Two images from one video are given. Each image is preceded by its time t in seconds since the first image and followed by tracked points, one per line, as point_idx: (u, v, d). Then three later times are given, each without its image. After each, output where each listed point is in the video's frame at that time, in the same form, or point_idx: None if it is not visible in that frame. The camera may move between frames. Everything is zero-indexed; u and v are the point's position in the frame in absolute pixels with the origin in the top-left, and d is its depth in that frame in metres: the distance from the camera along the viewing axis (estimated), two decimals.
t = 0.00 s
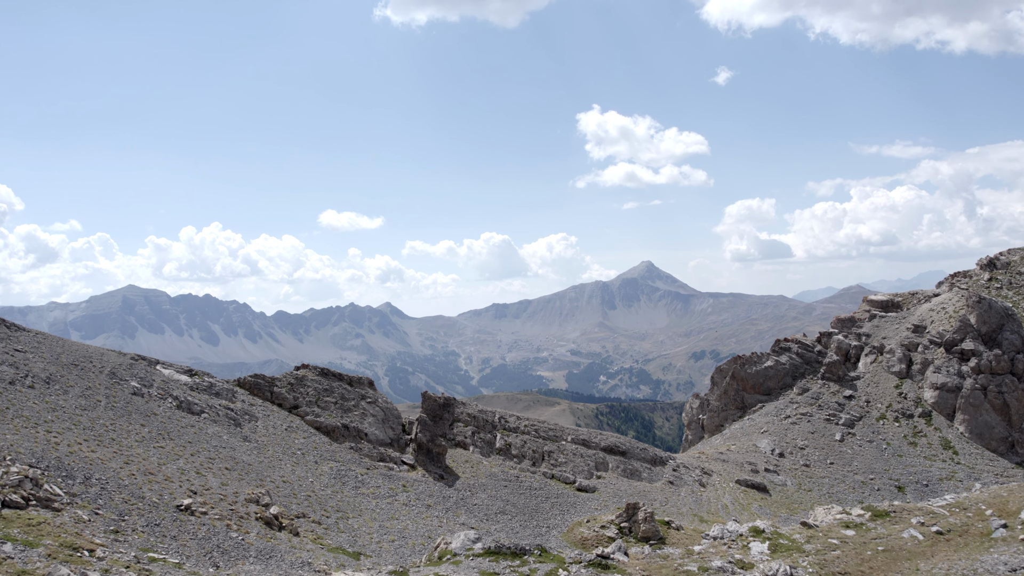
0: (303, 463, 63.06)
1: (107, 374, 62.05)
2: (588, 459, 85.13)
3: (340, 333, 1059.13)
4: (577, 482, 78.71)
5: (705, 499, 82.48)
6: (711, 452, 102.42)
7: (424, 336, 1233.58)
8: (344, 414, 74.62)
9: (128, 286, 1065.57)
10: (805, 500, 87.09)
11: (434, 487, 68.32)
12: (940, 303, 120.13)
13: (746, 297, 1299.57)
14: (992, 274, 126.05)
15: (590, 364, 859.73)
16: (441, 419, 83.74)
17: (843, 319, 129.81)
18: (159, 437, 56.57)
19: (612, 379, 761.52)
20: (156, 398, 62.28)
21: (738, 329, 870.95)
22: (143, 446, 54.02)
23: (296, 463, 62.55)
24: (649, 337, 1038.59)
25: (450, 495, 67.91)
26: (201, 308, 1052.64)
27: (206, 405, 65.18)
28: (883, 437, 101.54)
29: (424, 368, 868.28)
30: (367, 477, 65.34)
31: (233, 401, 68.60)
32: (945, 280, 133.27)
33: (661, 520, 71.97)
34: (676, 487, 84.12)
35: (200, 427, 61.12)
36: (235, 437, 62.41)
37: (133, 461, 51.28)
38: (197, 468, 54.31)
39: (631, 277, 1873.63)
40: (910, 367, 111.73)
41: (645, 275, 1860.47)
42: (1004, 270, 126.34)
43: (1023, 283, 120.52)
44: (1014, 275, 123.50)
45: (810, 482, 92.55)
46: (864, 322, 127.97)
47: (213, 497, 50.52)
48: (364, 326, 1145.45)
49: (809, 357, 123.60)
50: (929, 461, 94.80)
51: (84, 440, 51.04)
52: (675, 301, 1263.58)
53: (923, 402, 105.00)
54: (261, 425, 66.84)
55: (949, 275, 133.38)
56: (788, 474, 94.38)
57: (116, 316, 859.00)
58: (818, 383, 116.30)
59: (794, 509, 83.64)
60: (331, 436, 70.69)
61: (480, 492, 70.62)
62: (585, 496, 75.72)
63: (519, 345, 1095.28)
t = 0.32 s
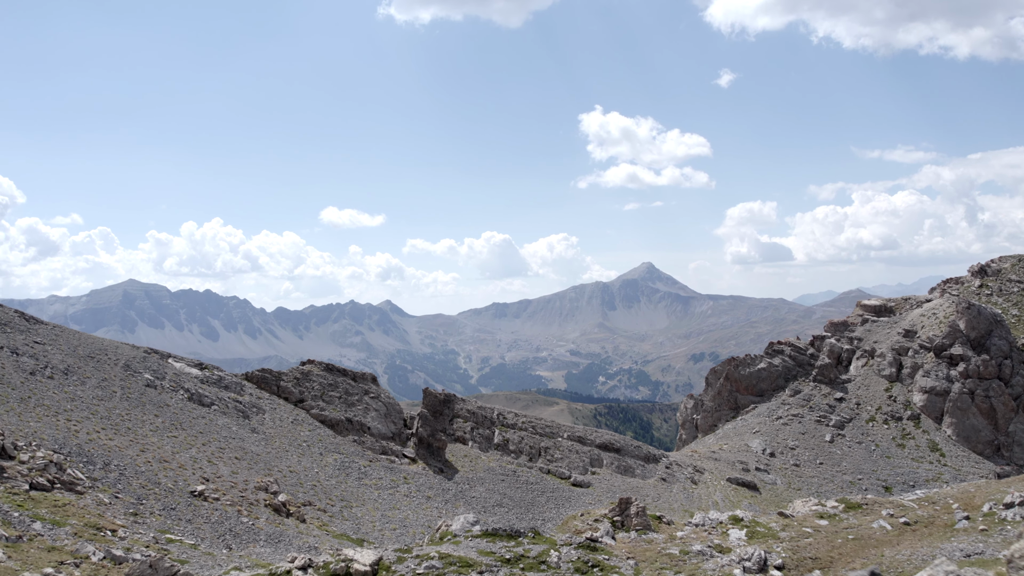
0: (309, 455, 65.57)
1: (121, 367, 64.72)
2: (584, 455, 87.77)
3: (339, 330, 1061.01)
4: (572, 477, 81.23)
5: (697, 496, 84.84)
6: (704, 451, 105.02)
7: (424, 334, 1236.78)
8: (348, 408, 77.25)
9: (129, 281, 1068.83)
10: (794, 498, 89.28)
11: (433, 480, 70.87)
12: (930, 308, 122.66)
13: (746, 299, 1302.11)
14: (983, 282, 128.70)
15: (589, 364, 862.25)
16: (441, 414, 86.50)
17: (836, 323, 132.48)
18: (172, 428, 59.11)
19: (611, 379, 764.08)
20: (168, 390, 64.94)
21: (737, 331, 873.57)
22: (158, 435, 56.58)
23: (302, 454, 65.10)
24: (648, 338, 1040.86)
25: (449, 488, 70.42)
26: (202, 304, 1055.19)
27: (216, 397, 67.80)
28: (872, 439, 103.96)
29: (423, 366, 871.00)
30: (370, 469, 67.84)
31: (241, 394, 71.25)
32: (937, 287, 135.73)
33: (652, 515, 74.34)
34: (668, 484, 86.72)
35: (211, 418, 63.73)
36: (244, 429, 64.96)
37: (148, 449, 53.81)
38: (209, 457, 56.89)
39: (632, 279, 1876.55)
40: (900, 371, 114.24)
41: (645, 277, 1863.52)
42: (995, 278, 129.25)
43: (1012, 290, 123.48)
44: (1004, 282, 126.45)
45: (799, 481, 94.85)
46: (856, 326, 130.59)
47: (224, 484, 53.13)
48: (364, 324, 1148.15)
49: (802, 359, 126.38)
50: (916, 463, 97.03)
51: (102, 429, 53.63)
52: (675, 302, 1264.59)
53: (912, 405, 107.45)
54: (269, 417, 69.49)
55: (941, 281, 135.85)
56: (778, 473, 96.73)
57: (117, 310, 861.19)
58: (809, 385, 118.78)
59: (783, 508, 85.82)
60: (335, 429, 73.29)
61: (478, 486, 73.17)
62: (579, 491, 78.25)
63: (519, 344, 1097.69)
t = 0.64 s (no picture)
0: (314, 447, 68.24)
1: (135, 360, 67.56)
2: (579, 452, 90.61)
3: (339, 328, 1063.93)
4: (567, 473, 83.79)
5: (688, 493, 87.25)
6: (696, 450, 107.81)
7: (424, 332, 1239.18)
8: (352, 403, 80.12)
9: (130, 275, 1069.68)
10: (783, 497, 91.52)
11: (433, 473, 73.39)
12: (921, 314, 125.15)
13: (746, 302, 1305.30)
14: (973, 288, 131.76)
15: (588, 365, 864.76)
16: (442, 411, 89.43)
17: (829, 327, 135.62)
18: (183, 419, 61.65)
19: (610, 380, 767.19)
20: (180, 382, 67.70)
21: (737, 334, 876.38)
22: (170, 427, 59.14)
23: (307, 446, 67.81)
24: (648, 339, 1043.37)
25: (448, 481, 72.85)
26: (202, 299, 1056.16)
27: (225, 390, 70.55)
28: (861, 440, 106.31)
29: (422, 364, 873.73)
30: (373, 462, 70.51)
31: (249, 388, 74.06)
32: (929, 292, 138.36)
33: (644, 511, 76.69)
34: (661, 481, 89.28)
35: (220, 411, 66.42)
36: (252, 421, 67.66)
37: (162, 438, 56.47)
38: (220, 447, 59.53)
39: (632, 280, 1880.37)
40: (890, 375, 116.70)
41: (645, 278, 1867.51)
42: (984, 285, 132.41)
43: (1001, 297, 126.48)
44: (994, 289, 129.55)
45: (788, 480, 97.16)
46: (849, 330, 133.58)
47: (235, 473, 55.75)
48: (364, 321, 1150.81)
49: (794, 362, 129.45)
50: (904, 464, 99.14)
51: (119, 419, 56.25)
52: (675, 304, 1266.09)
53: (901, 408, 109.77)
54: (276, 410, 72.20)
55: (933, 287, 138.39)
56: (768, 472, 99.16)
57: (117, 304, 862.18)
58: (801, 387, 121.54)
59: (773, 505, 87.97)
60: (339, 423, 76.00)
61: (475, 479, 75.76)
62: (573, 486, 80.85)
63: (519, 343, 1100.56)
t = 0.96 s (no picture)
0: (318, 440, 70.60)
1: (149, 354, 70.47)
2: (574, 449, 93.38)
3: (339, 325, 1065.83)
4: (563, 469, 86.19)
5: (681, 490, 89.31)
6: (689, 449, 110.60)
7: (424, 331, 1241.30)
8: (355, 398, 83.01)
9: (131, 270, 1071.43)
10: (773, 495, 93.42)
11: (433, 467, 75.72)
12: (912, 319, 127.72)
13: (746, 305, 1307.64)
14: (964, 295, 134.66)
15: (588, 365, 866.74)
16: (442, 407, 92.51)
17: (822, 331, 138.77)
18: (194, 411, 64.34)
19: (609, 381, 768.98)
20: (191, 376, 70.59)
21: (736, 337, 877.89)
22: (183, 418, 61.74)
23: (312, 439, 70.22)
24: (648, 341, 1045.21)
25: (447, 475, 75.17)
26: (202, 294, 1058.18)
27: (235, 384, 73.45)
28: (850, 442, 108.29)
29: (421, 363, 875.44)
30: (376, 454, 72.66)
31: (257, 382, 76.97)
32: (922, 298, 140.95)
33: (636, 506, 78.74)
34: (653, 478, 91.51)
35: (230, 404, 69.14)
36: (260, 414, 70.26)
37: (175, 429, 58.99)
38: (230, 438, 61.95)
39: (632, 282, 1882.80)
40: (880, 378, 119.01)
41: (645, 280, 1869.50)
42: (975, 292, 135.20)
43: (991, 304, 129.20)
44: (984, 296, 132.30)
45: (778, 479, 99.18)
46: (841, 334, 136.75)
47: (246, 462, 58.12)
48: (364, 318, 1153.56)
49: (786, 365, 133.04)
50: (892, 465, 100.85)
51: (134, 410, 58.93)
52: (674, 306, 1267.41)
53: (890, 411, 111.80)
54: (282, 404, 75.00)
55: (926, 293, 140.92)
56: (758, 472, 101.36)
57: (117, 298, 863.86)
58: (793, 390, 124.45)
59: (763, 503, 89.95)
60: (343, 417, 78.62)
61: (473, 474, 77.98)
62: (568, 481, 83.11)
63: (518, 343, 1102.59)
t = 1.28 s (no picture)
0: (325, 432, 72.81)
1: (161, 348, 73.34)
2: (570, 445, 95.93)
3: (339, 323, 1067.73)
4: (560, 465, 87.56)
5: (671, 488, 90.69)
6: (681, 448, 112.84)
7: (423, 330, 1244.45)
8: (359, 393, 85.76)
9: (132, 265, 1073.03)
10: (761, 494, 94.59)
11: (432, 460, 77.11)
12: (902, 325, 130.54)
13: (745, 308, 1311.60)
14: (954, 301, 138.09)
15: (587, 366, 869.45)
16: (442, 404, 95.21)
17: (815, 335, 141.83)
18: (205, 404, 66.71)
19: (608, 381, 771.82)
20: (201, 369, 73.36)
21: (735, 340, 880.78)
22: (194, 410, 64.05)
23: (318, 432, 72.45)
24: (647, 343, 1048.14)
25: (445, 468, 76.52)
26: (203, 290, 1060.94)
27: (244, 379, 76.20)
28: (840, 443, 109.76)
29: (420, 361, 877.78)
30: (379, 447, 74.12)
31: (264, 376, 79.78)
32: (913, 304, 144.03)
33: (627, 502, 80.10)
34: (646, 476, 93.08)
35: (239, 398, 71.55)
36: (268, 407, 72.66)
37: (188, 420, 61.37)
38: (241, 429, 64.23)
39: (632, 284, 1887.46)
40: (870, 382, 121.20)
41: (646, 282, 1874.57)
42: (965, 298, 138.48)
43: (980, 310, 132.35)
44: (974, 302, 135.49)
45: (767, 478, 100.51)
46: (833, 338, 139.94)
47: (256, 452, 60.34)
48: (364, 317, 1157.14)
49: (779, 367, 136.32)
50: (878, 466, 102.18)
51: (149, 402, 61.31)
52: (673, 308, 1270.38)
53: (879, 414, 113.59)
54: (289, 398, 77.67)
55: (917, 300, 143.89)
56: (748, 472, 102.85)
57: (117, 293, 866.18)
58: (785, 392, 127.03)
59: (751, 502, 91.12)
60: (347, 411, 80.91)
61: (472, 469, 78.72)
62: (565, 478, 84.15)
63: (518, 343, 1105.70)
